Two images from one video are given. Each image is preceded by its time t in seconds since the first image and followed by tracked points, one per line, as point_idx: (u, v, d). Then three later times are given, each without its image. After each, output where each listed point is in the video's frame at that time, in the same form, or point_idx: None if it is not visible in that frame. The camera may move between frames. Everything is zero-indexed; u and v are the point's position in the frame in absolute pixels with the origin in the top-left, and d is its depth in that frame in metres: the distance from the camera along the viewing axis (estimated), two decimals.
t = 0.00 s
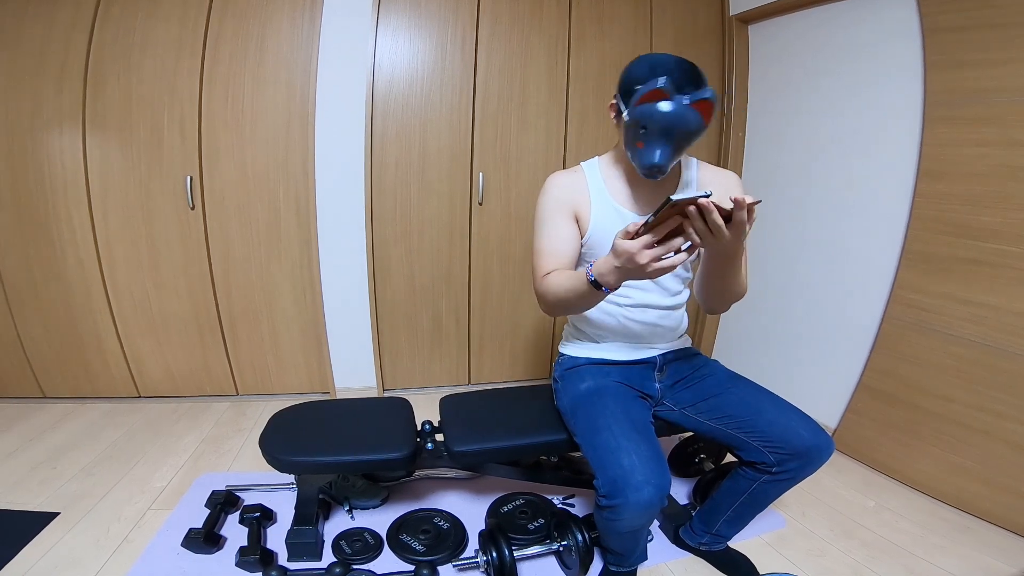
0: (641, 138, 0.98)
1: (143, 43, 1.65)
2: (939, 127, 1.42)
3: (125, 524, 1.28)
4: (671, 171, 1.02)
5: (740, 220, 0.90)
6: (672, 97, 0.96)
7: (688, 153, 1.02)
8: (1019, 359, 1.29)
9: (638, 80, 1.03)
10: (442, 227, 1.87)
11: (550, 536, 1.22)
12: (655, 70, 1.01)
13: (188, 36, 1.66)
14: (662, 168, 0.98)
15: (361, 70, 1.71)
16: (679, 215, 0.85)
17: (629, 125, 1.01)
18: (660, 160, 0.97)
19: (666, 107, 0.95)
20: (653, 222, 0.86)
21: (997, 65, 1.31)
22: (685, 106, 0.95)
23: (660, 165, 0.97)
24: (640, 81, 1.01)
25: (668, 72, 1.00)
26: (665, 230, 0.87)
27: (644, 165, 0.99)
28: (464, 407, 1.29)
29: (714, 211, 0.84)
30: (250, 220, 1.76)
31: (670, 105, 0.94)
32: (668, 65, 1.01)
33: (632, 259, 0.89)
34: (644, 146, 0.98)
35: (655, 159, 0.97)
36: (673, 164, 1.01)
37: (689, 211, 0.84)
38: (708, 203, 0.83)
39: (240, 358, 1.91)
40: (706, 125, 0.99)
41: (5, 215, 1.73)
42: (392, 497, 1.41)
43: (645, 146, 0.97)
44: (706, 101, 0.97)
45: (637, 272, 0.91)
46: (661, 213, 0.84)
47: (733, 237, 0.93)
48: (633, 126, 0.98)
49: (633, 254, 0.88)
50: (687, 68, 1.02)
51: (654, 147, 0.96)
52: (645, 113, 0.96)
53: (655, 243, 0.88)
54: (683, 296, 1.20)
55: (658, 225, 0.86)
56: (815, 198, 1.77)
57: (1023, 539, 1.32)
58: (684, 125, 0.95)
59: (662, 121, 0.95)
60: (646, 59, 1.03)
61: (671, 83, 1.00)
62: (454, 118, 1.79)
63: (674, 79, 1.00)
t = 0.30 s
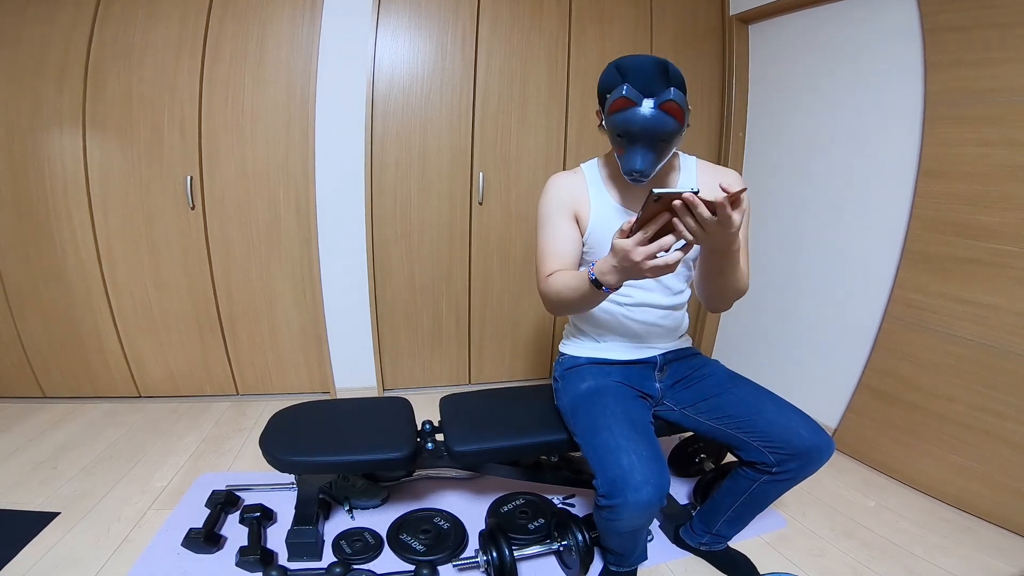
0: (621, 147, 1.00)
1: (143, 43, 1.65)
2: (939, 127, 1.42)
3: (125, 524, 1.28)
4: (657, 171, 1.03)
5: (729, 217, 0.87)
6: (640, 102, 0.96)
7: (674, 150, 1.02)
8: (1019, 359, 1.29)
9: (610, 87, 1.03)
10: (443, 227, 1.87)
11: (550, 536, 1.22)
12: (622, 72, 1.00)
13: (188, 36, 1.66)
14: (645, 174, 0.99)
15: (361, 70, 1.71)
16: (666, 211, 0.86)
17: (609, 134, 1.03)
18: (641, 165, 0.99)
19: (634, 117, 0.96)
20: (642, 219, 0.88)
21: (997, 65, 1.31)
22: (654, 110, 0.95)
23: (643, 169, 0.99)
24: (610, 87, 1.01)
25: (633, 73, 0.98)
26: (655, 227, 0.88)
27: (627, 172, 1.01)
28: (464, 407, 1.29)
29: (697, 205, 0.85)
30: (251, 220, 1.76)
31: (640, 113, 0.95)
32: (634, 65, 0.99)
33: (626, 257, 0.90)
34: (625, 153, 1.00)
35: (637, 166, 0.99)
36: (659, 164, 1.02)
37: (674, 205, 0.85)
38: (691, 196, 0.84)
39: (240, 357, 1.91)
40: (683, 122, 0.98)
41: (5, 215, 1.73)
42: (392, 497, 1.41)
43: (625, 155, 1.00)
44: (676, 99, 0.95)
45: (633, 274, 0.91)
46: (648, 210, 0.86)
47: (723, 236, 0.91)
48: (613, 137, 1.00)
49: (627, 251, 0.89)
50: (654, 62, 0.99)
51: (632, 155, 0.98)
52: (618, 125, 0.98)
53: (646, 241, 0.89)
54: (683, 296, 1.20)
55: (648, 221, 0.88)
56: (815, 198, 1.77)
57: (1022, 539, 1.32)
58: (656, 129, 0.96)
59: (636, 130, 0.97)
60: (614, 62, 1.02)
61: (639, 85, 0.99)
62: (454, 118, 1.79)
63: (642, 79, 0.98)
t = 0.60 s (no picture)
0: (624, 147, 1.00)
1: (144, 42, 1.65)
2: (939, 127, 1.42)
3: (125, 524, 1.28)
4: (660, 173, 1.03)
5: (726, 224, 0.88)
6: (645, 103, 0.95)
7: (676, 152, 1.02)
8: (1019, 359, 1.29)
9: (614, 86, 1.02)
10: (443, 227, 1.87)
11: (550, 536, 1.22)
12: (627, 72, 0.99)
13: (188, 36, 1.66)
14: (647, 175, 0.99)
15: (361, 70, 1.71)
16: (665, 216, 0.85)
17: (612, 134, 1.03)
18: (644, 167, 0.99)
19: (639, 118, 0.96)
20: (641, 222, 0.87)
21: (997, 64, 1.31)
22: (659, 112, 0.95)
23: (646, 171, 0.99)
24: (615, 87, 1.01)
25: (638, 74, 0.98)
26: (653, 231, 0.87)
27: (629, 173, 1.01)
28: (465, 407, 1.29)
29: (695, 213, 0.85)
30: (251, 220, 1.76)
31: (645, 114, 0.95)
32: (639, 66, 0.98)
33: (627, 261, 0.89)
34: (628, 154, 1.00)
35: (640, 167, 1.00)
36: (662, 165, 1.02)
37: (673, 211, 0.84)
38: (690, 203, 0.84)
39: (240, 358, 1.91)
40: (686, 125, 0.98)
41: (6, 215, 1.73)
42: (392, 497, 1.41)
43: (628, 156, 1.00)
44: (681, 101, 0.95)
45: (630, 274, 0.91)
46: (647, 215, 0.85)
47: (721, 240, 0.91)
48: (617, 138, 1.00)
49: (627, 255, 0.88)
50: (660, 63, 0.99)
51: (635, 156, 0.98)
52: (622, 126, 0.98)
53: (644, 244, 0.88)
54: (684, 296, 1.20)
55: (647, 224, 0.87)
56: (816, 197, 1.77)
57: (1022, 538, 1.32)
58: (660, 131, 0.96)
59: (640, 131, 0.97)
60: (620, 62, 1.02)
61: (645, 87, 0.98)
62: (455, 118, 1.79)
63: (647, 80, 0.98)
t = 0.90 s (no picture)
0: (630, 141, 0.99)
1: (144, 43, 1.65)
2: (939, 127, 1.42)
3: (125, 524, 1.28)
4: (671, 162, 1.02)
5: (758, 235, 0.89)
6: (643, 94, 0.96)
7: (682, 139, 1.01)
8: (1019, 359, 1.29)
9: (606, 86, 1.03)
10: (443, 228, 1.87)
11: (550, 535, 1.22)
12: (617, 70, 1.01)
13: (188, 36, 1.66)
14: (658, 165, 0.98)
15: (361, 70, 1.71)
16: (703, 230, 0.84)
17: (615, 132, 1.03)
18: (654, 156, 0.98)
19: (637, 107, 0.95)
20: (680, 238, 0.84)
21: (997, 64, 1.31)
22: (657, 100, 0.95)
23: (658, 160, 0.98)
24: (606, 87, 1.02)
25: (628, 69, 0.99)
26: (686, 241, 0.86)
27: (640, 166, 1.00)
28: (465, 407, 1.29)
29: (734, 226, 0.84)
30: (251, 220, 1.76)
31: (645, 104, 0.95)
32: (628, 62, 1.00)
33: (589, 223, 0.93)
34: (636, 146, 0.99)
35: (650, 157, 0.98)
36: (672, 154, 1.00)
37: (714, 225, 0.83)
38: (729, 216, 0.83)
39: (240, 357, 1.91)
40: (684, 108, 0.97)
41: (6, 215, 1.73)
42: (392, 497, 1.41)
43: (636, 148, 0.99)
44: (671, 85, 0.96)
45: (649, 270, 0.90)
46: (688, 228, 0.83)
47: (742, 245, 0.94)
48: (621, 133, 1.00)
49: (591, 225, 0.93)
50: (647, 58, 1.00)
51: (644, 147, 0.97)
52: (622, 119, 0.98)
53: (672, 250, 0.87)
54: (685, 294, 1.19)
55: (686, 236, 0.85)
56: (816, 197, 1.77)
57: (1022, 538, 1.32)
58: (661, 118, 0.96)
59: (643, 121, 0.96)
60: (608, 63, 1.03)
61: (636, 80, 0.99)
62: (455, 117, 1.79)
63: (637, 74, 0.99)
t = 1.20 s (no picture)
0: (630, 140, 0.99)
1: (143, 42, 1.65)
2: (939, 127, 1.42)
3: (125, 524, 1.28)
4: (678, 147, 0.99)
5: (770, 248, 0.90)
6: (623, 93, 0.96)
7: (677, 120, 1.00)
8: (1020, 359, 1.29)
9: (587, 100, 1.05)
10: (443, 227, 1.87)
11: (550, 535, 1.22)
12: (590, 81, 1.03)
13: (188, 36, 1.66)
14: (668, 151, 0.96)
15: (361, 70, 1.71)
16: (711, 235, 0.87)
17: (611, 138, 1.03)
18: (658, 142, 0.95)
19: (621, 106, 0.96)
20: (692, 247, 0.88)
21: (997, 64, 1.31)
22: (639, 93, 0.95)
23: (662, 146, 0.95)
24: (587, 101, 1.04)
25: (597, 78, 1.02)
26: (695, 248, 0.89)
27: (647, 157, 0.97)
28: (465, 407, 1.29)
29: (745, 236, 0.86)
30: (251, 219, 1.76)
31: (628, 99, 0.95)
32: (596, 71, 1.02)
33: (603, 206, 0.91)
34: (637, 139, 0.97)
35: (655, 147, 0.96)
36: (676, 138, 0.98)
37: (721, 230, 0.86)
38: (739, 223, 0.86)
39: (240, 357, 1.91)
40: (665, 92, 0.97)
41: (6, 215, 1.73)
42: (392, 497, 1.41)
43: (639, 145, 0.97)
44: (642, 77, 0.97)
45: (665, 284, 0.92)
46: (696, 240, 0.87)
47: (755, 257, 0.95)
48: (618, 135, 1.00)
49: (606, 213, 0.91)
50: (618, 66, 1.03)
51: (644, 136, 0.95)
52: (614, 123, 0.98)
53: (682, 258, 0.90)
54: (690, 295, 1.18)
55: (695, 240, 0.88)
56: (816, 197, 1.77)
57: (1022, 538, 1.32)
58: (647, 106, 0.95)
59: (632, 114, 0.96)
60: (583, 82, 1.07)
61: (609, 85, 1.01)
62: (455, 117, 1.79)
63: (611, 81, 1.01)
